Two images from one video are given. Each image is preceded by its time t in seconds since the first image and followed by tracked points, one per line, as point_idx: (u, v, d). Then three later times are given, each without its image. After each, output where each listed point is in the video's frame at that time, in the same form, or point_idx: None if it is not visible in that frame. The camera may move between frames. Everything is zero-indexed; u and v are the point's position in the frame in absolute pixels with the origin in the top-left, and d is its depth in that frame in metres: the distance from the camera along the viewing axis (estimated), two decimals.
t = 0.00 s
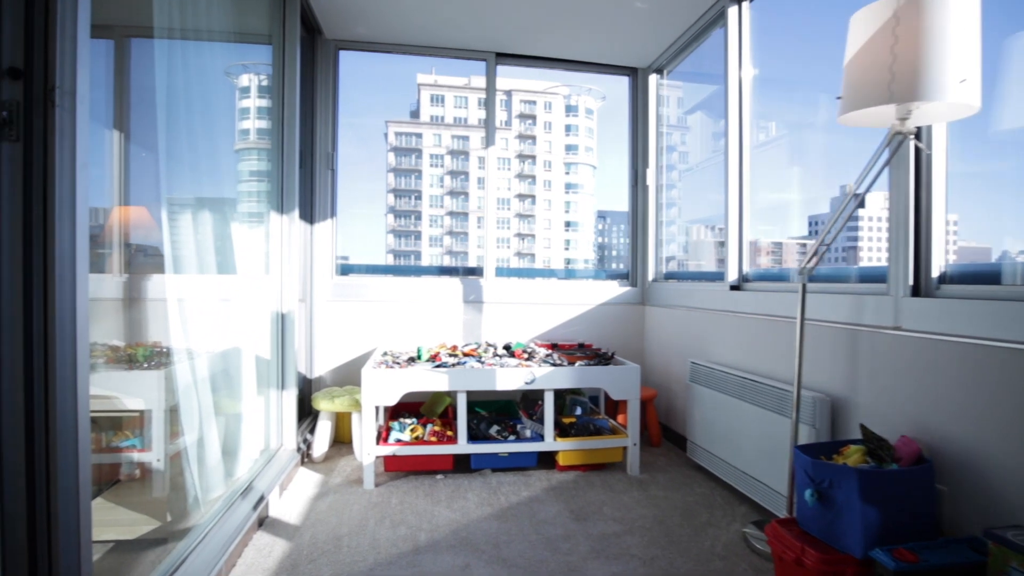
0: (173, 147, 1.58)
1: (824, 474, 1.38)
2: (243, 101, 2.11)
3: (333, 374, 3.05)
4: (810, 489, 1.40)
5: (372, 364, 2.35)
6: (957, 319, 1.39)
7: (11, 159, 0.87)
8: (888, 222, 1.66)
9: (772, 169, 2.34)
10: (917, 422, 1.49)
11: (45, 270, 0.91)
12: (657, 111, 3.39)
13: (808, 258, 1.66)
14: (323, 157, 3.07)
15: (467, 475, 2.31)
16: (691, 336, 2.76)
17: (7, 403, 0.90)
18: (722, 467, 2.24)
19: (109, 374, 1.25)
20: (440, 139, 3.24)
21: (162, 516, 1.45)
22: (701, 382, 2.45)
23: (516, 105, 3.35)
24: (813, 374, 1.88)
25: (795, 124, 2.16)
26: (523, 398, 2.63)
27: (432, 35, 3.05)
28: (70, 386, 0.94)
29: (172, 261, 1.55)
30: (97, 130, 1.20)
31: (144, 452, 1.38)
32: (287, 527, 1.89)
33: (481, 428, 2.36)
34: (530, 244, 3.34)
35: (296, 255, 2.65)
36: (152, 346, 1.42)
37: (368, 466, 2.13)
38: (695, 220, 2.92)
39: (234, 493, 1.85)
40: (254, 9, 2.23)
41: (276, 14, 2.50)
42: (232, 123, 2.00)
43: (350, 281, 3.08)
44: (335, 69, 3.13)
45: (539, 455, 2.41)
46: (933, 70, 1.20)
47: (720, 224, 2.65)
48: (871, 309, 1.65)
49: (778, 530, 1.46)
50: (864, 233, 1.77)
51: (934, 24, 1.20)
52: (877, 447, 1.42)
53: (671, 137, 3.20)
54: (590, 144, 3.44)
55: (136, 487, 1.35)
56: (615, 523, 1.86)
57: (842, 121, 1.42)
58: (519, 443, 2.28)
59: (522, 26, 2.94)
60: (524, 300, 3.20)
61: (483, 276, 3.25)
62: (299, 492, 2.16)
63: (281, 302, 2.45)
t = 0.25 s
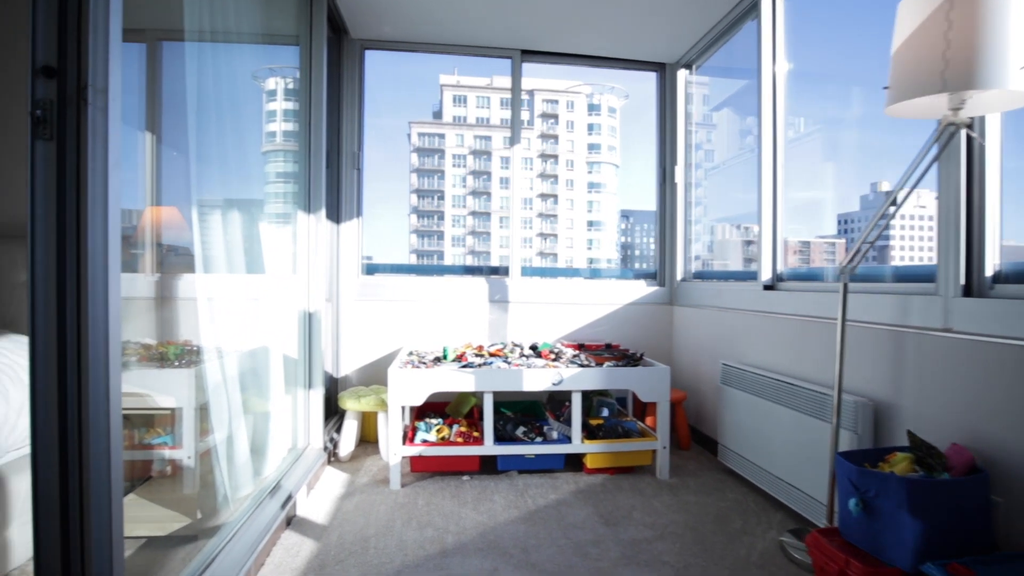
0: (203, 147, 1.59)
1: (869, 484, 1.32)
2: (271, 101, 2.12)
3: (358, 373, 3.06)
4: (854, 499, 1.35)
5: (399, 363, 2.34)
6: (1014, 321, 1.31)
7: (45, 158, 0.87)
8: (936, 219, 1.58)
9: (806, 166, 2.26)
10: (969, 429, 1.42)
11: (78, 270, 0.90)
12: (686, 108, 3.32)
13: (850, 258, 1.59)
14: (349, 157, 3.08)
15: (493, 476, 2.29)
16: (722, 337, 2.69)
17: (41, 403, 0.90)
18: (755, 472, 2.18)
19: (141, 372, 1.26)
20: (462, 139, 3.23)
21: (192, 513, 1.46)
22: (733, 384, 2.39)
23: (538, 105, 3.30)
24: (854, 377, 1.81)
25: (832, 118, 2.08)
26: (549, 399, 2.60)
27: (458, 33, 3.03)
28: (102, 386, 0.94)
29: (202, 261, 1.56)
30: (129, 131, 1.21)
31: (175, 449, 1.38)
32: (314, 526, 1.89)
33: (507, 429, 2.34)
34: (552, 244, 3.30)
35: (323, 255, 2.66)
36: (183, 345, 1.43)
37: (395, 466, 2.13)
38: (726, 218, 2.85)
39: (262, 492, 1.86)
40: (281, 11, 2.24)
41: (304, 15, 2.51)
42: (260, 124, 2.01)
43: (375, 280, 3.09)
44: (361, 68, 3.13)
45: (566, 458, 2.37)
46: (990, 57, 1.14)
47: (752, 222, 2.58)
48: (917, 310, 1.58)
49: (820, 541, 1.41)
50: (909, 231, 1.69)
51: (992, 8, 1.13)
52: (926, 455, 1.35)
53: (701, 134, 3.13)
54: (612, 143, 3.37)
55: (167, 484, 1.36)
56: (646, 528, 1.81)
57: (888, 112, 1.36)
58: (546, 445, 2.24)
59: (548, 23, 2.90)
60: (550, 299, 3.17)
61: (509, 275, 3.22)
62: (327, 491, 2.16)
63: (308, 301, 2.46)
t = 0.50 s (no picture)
0: (234, 147, 1.59)
1: (921, 496, 1.25)
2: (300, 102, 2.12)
3: (385, 372, 3.06)
4: (904, 510, 1.28)
5: (426, 364, 2.33)
6: None
7: (79, 158, 0.87)
8: (991, 215, 1.50)
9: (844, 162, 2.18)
10: None
11: (111, 270, 0.90)
12: (717, 104, 3.24)
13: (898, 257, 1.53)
14: (376, 156, 3.08)
15: (521, 479, 2.25)
16: (756, 339, 2.61)
17: (76, 403, 0.90)
18: (792, 478, 2.10)
19: (174, 370, 1.26)
20: (486, 139, 3.21)
21: (223, 510, 1.46)
22: (768, 387, 2.31)
23: (562, 105, 3.26)
24: (902, 381, 1.72)
25: (875, 111, 1.99)
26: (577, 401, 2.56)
27: (485, 31, 3.01)
28: (135, 387, 0.94)
29: (232, 260, 1.56)
30: (163, 132, 1.21)
31: (206, 447, 1.39)
32: (342, 526, 1.88)
33: (535, 431, 2.30)
34: (577, 244, 3.25)
35: (350, 254, 2.66)
36: (214, 344, 1.43)
37: (422, 467, 2.11)
38: (759, 216, 2.77)
39: (291, 491, 1.86)
40: (310, 12, 2.25)
41: (332, 16, 2.51)
42: (289, 125, 2.02)
43: (402, 280, 3.08)
44: (387, 67, 3.13)
45: (595, 460, 2.33)
46: None
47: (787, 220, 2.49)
48: (971, 311, 1.49)
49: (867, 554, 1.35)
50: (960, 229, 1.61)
51: None
52: (984, 466, 1.27)
53: (733, 130, 3.05)
54: (637, 142, 3.31)
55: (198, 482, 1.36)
56: (680, 536, 1.76)
57: (943, 102, 1.28)
58: (575, 447, 2.20)
59: (577, 19, 2.86)
60: (578, 299, 3.12)
61: (536, 275, 3.19)
62: (354, 491, 2.16)
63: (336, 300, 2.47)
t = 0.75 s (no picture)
0: (265, 147, 1.60)
1: (982, 508, 1.17)
2: (328, 101, 2.13)
3: (413, 372, 3.05)
4: (962, 523, 1.21)
5: (454, 364, 2.31)
6: None
7: (114, 157, 0.86)
8: None
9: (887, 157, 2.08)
10: None
11: (145, 270, 0.89)
12: (751, 99, 3.15)
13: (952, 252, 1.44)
14: (403, 155, 3.08)
15: (550, 481, 2.22)
16: (793, 340, 2.52)
17: (111, 404, 0.90)
18: (833, 486, 2.02)
19: (207, 368, 1.26)
20: (510, 139, 3.19)
21: (254, 509, 1.46)
22: (806, 390, 2.23)
23: (585, 104, 3.22)
24: (956, 386, 1.63)
25: (921, 102, 1.90)
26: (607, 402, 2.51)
27: (513, 28, 2.98)
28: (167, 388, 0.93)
29: (263, 260, 1.57)
30: (197, 133, 1.21)
31: (237, 445, 1.39)
32: (372, 527, 1.87)
33: (564, 433, 2.27)
34: (601, 243, 3.20)
35: (378, 254, 2.66)
36: (244, 343, 1.43)
37: (451, 467, 2.10)
38: (795, 214, 2.68)
39: (321, 490, 1.85)
40: (339, 12, 2.25)
41: (361, 15, 2.52)
42: (319, 125, 2.02)
43: (429, 279, 3.08)
44: (415, 66, 3.13)
45: (626, 464, 2.28)
46: None
47: (826, 217, 2.40)
48: None
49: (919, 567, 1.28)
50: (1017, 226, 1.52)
51: None
52: None
53: (768, 125, 2.96)
54: (662, 140, 3.23)
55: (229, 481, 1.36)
56: (716, 544, 1.70)
57: (1002, 90, 1.21)
58: (605, 450, 2.16)
59: (606, 14, 2.81)
60: (607, 299, 3.07)
61: (564, 274, 3.15)
62: (383, 491, 2.15)
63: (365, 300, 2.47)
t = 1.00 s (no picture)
0: (297, 146, 1.60)
1: None
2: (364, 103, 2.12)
3: (442, 372, 3.04)
4: None
5: (485, 364, 2.29)
6: None
7: (150, 154, 0.86)
8: None
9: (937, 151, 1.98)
10: None
11: (181, 268, 0.88)
12: (789, 92, 3.04)
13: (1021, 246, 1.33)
14: (433, 154, 3.07)
15: (582, 485, 2.18)
16: (835, 342, 2.43)
17: (148, 404, 0.89)
18: (881, 494, 1.93)
19: (241, 367, 1.26)
20: (536, 139, 3.15)
21: (287, 507, 1.46)
22: (850, 394, 2.14)
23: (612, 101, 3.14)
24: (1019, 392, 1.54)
25: (973, 93, 1.80)
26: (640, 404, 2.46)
27: (543, 24, 2.94)
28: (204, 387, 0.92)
29: (296, 259, 1.57)
30: (231, 134, 1.21)
31: (270, 443, 1.39)
32: (403, 527, 1.86)
33: (596, 435, 2.22)
34: (628, 242, 3.13)
35: (408, 254, 2.66)
36: (276, 342, 1.42)
37: (481, 469, 2.08)
38: (836, 211, 2.58)
39: (352, 491, 1.84)
40: (369, 11, 2.24)
41: (391, 15, 2.51)
42: (349, 126, 2.01)
43: (458, 279, 3.06)
44: (444, 64, 3.12)
45: (660, 468, 2.22)
46: None
47: (869, 214, 2.30)
48: None
49: None
50: None
51: None
52: None
53: (806, 119, 2.85)
54: (691, 138, 3.15)
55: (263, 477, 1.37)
56: (757, 553, 1.64)
57: None
58: (639, 454, 2.11)
59: (638, 8, 2.75)
60: (639, 299, 3.01)
61: (595, 273, 3.10)
62: (414, 491, 2.14)
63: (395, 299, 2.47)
